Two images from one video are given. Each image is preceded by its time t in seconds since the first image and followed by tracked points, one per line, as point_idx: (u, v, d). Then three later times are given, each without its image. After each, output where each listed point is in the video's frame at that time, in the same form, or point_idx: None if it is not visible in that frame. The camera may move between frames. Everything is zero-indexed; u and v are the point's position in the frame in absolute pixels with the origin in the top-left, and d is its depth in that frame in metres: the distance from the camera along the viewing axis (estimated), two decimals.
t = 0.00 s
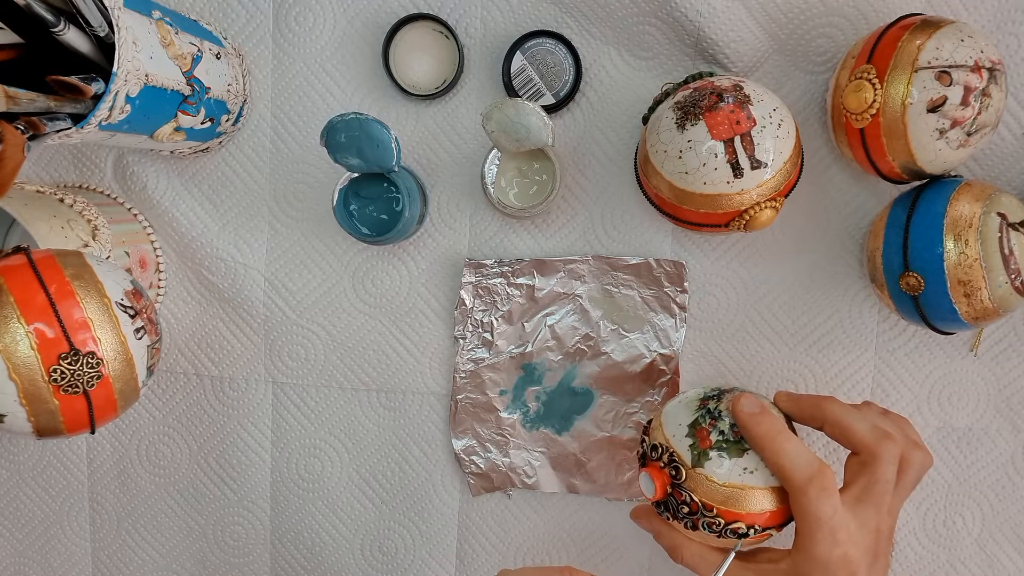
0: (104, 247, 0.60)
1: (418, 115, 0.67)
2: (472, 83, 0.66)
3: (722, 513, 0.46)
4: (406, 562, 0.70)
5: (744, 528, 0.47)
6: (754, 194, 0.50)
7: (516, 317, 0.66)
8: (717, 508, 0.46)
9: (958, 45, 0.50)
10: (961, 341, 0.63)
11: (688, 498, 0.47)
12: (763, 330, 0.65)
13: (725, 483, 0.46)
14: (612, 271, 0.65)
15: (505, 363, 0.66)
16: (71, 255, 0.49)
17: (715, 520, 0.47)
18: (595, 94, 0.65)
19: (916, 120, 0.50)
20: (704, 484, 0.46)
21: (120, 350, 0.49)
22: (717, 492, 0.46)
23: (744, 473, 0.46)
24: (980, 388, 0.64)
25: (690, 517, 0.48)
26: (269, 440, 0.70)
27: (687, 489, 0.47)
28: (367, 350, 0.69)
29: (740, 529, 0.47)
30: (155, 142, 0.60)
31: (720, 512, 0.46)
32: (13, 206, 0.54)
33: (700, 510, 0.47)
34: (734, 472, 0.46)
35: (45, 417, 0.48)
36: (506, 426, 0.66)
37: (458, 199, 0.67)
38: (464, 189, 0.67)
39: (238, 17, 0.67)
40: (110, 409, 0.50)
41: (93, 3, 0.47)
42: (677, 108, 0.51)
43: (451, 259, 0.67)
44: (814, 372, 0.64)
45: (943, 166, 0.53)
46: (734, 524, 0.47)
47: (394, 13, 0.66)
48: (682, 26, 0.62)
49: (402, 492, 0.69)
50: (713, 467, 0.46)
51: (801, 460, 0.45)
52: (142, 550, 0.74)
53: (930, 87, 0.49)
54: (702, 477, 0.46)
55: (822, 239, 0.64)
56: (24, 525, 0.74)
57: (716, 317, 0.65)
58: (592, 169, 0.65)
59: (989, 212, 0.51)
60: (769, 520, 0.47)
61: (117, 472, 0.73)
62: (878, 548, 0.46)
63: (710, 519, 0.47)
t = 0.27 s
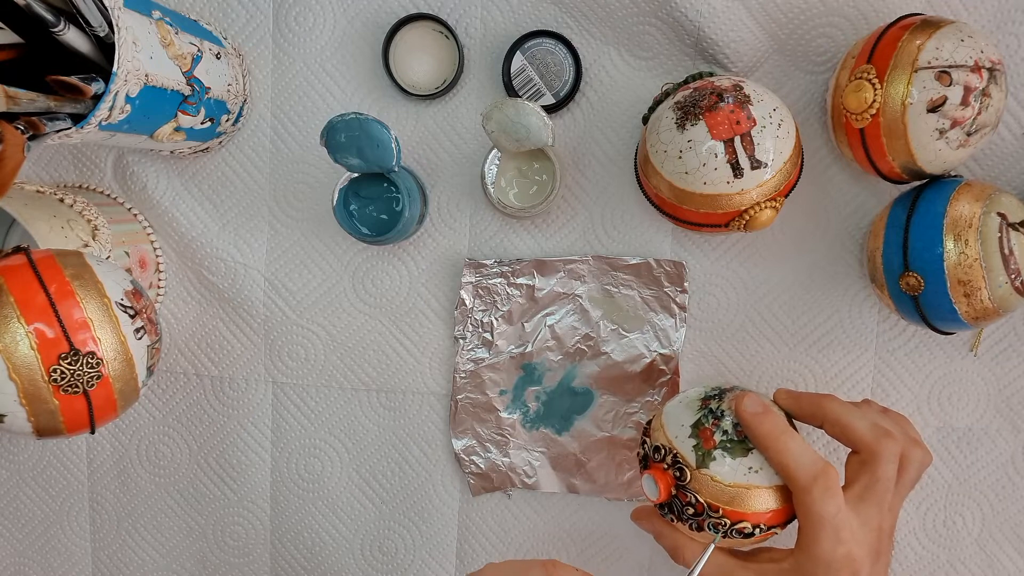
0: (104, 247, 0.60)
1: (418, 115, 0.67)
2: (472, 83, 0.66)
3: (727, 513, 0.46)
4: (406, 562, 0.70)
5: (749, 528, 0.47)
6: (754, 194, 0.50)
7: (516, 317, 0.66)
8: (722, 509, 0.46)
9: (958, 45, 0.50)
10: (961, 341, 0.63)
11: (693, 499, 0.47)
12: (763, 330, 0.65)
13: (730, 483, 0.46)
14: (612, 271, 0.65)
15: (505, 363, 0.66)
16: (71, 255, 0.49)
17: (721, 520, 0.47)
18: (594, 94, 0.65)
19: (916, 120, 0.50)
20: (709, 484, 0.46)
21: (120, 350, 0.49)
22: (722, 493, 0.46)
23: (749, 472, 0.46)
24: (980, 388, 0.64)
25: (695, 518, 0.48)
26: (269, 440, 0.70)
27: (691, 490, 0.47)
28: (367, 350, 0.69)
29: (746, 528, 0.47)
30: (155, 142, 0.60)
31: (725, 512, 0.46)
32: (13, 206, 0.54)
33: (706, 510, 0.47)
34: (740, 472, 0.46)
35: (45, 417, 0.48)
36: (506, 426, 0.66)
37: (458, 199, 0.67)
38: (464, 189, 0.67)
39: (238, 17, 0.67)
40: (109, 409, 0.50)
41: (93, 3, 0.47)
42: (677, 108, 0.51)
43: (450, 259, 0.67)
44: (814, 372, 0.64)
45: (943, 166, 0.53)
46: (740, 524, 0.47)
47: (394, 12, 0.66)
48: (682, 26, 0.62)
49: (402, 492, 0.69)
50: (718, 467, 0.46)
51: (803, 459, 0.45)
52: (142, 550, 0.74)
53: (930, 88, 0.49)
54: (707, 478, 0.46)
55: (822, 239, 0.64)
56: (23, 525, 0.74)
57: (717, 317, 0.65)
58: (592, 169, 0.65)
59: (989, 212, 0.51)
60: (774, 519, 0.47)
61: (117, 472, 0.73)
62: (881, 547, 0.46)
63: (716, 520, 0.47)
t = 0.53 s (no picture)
0: (104, 247, 0.60)
1: (418, 115, 0.67)
2: (472, 83, 0.66)
3: (728, 516, 0.46)
4: (406, 562, 0.70)
5: (751, 528, 0.47)
6: (754, 194, 0.50)
7: (516, 317, 0.66)
8: (723, 512, 0.46)
9: (958, 45, 0.50)
10: (961, 341, 0.63)
11: (694, 503, 0.47)
12: (763, 330, 0.65)
13: (730, 487, 0.46)
14: (612, 271, 0.65)
15: (505, 363, 0.66)
16: (71, 255, 0.49)
17: (723, 523, 0.47)
18: (594, 94, 0.65)
19: (916, 120, 0.50)
20: (709, 489, 0.46)
21: (120, 350, 0.49)
22: (723, 496, 0.46)
23: (748, 475, 0.46)
24: (980, 388, 0.63)
25: (697, 521, 0.48)
26: (269, 440, 0.70)
27: (692, 494, 0.47)
28: (367, 350, 0.69)
29: (747, 529, 0.47)
30: (155, 142, 0.60)
31: (726, 515, 0.46)
32: (13, 206, 0.54)
33: (707, 514, 0.47)
34: (739, 475, 0.46)
35: (45, 417, 0.48)
36: (506, 426, 0.66)
37: (458, 199, 0.67)
38: (464, 189, 0.67)
39: (238, 17, 0.67)
40: (110, 409, 0.50)
41: (93, 3, 0.47)
42: (677, 108, 0.51)
43: (450, 259, 0.68)
44: (814, 372, 0.64)
45: (943, 166, 0.53)
46: (741, 526, 0.47)
47: (394, 12, 0.66)
48: (682, 26, 0.62)
49: (402, 492, 0.69)
50: (717, 472, 0.46)
51: (803, 463, 0.45)
52: (142, 550, 0.74)
53: (930, 87, 0.49)
54: (707, 482, 0.46)
55: (822, 239, 0.64)
56: (23, 525, 0.74)
57: (717, 317, 0.65)
58: (592, 169, 0.65)
59: (989, 212, 0.51)
60: (772, 518, 0.47)
61: (117, 471, 0.73)
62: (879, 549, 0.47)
63: (717, 523, 0.47)
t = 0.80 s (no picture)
0: (104, 247, 0.60)
1: (418, 115, 0.67)
2: (472, 83, 0.66)
3: (734, 516, 0.47)
4: (406, 562, 0.70)
5: (757, 525, 0.47)
6: (754, 194, 0.50)
7: (516, 317, 0.66)
8: (730, 513, 0.46)
9: (958, 45, 0.50)
10: (961, 342, 0.63)
11: (700, 508, 0.47)
12: (763, 330, 0.65)
13: (735, 489, 0.46)
14: (612, 271, 0.65)
15: (505, 363, 0.66)
16: (70, 255, 0.49)
17: (730, 523, 0.47)
18: (594, 94, 0.65)
19: (915, 120, 0.50)
20: (715, 492, 0.46)
21: (120, 350, 0.49)
22: (729, 499, 0.46)
23: (752, 475, 0.46)
24: (980, 388, 0.64)
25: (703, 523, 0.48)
26: (269, 440, 0.70)
27: (697, 499, 0.47)
28: (367, 350, 0.69)
29: (753, 526, 0.47)
30: (155, 142, 0.60)
31: (732, 516, 0.47)
32: (13, 206, 0.54)
33: (713, 516, 0.47)
34: (742, 476, 0.46)
35: (45, 417, 0.48)
36: (506, 426, 0.66)
37: (458, 199, 0.67)
38: (464, 189, 0.67)
39: (238, 17, 0.67)
40: (109, 409, 0.50)
41: (93, 3, 0.47)
42: (677, 108, 0.51)
43: (451, 259, 0.68)
44: (814, 372, 0.64)
45: (943, 166, 0.53)
46: (747, 524, 0.47)
47: (394, 12, 0.66)
48: (682, 27, 0.62)
49: (402, 492, 0.69)
50: (721, 474, 0.46)
51: (803, 463, 0.45)
52: (141, 550, 0.73)
53: (930, 88, 0.49)
54: (711, 486, 0.46)
55: (822, 239, 0.64)
56: (23, 525, 0.74)
57: (717, 317, 0.65)
58: (592, 169, 0.65)
59: (989, 213, 0.51)
60: (774, 515, 0.47)
61: (117, 471, 0.73)
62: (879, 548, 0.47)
63: (724, 524, 0.47)
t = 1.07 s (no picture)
0: (104, 247, 0.60)
1: (418, 115, 0.67)
2: (472, 83, 0.66)
3: (735, 517, 0.47)
4: (406, 562, 0.70)
5: (757, 525, 0.47)
6: (754, 194, 0.50)
7: (516, 317, 0.66)
8: (731, 514, 0.46)
9: (958, 45, 0.50)
10: (961, 342, 0.63)
11: (701, 510, 0.47)
12: (763, 330, 0.65)
13: (736, 489, 0.46)
14: (612, 271, 0.65)
15: (505, 363, 0.66)
16: (71, 255, 0.49)
17: (731, 524, 0.47)
18: (594, 94, 0.65)
19: (916, 120, 0.50)
20: (716, 493, 0.46)
21: (120, 350, 0.49)
22: (730, 500, 0.46)
23: (752, 476, 0.46)
24: (980, 388, 0.63)
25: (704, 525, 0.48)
26: (269, 440, 0.70)
27: (698, 501, 0.47)
28: (367, 350, 0.69)
29: (754, 527, 0.47)
30: (156, 142, 0.60)
31: (733, 517, 0.47)
32: (13, 206, 0.54)
33: (714, 518, 0.47)
34: (743, 477, 0.46)
35: (45, 417, 0.48)
36: (506, 426, 0.66)
37: (458, 199, 0.67)
38: (464, 189, 0.67)
39: (238, 17, 0.67)
40: (110, 409, 0.50)
41: (93, 3, 0.47)
42: (677, 108, 0.51)
43: (451, 259, 0.68)
44: (814, 372, 0.64)
45: (943, 166, 0.53)
46: (748, 524, 0.47)
47: (394, 12, 0.66)
48: (682, 26, 0.62)
49: (402, 492, 0.69)
50: (722, 475, 0.46)
51: (802, 463, 0.45)
52: (142, 550, 0.73)
53: (930, 87, 0.49)
54: (713, 487, 0.46)
55: (822, 239, 0.64)
56: (23, 525, 0.74)
57: (717, 317, 0.65)
58: (592, 169, 0.65)
59: (989, 212, 0.51)
60: (775, 515, 0.47)
61: (117, 471, 0.73)
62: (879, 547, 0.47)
63: (725, 525, 0.47)
